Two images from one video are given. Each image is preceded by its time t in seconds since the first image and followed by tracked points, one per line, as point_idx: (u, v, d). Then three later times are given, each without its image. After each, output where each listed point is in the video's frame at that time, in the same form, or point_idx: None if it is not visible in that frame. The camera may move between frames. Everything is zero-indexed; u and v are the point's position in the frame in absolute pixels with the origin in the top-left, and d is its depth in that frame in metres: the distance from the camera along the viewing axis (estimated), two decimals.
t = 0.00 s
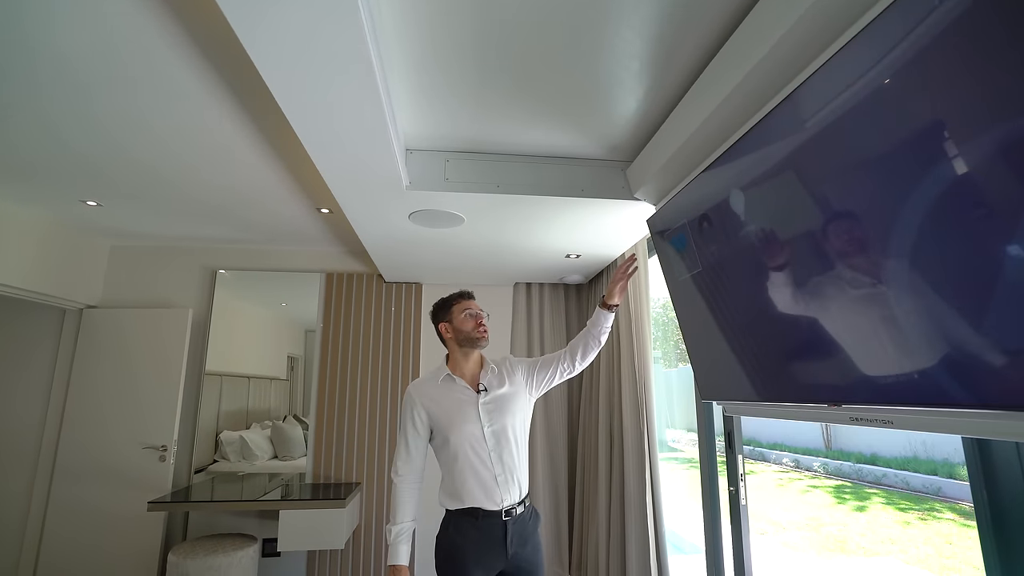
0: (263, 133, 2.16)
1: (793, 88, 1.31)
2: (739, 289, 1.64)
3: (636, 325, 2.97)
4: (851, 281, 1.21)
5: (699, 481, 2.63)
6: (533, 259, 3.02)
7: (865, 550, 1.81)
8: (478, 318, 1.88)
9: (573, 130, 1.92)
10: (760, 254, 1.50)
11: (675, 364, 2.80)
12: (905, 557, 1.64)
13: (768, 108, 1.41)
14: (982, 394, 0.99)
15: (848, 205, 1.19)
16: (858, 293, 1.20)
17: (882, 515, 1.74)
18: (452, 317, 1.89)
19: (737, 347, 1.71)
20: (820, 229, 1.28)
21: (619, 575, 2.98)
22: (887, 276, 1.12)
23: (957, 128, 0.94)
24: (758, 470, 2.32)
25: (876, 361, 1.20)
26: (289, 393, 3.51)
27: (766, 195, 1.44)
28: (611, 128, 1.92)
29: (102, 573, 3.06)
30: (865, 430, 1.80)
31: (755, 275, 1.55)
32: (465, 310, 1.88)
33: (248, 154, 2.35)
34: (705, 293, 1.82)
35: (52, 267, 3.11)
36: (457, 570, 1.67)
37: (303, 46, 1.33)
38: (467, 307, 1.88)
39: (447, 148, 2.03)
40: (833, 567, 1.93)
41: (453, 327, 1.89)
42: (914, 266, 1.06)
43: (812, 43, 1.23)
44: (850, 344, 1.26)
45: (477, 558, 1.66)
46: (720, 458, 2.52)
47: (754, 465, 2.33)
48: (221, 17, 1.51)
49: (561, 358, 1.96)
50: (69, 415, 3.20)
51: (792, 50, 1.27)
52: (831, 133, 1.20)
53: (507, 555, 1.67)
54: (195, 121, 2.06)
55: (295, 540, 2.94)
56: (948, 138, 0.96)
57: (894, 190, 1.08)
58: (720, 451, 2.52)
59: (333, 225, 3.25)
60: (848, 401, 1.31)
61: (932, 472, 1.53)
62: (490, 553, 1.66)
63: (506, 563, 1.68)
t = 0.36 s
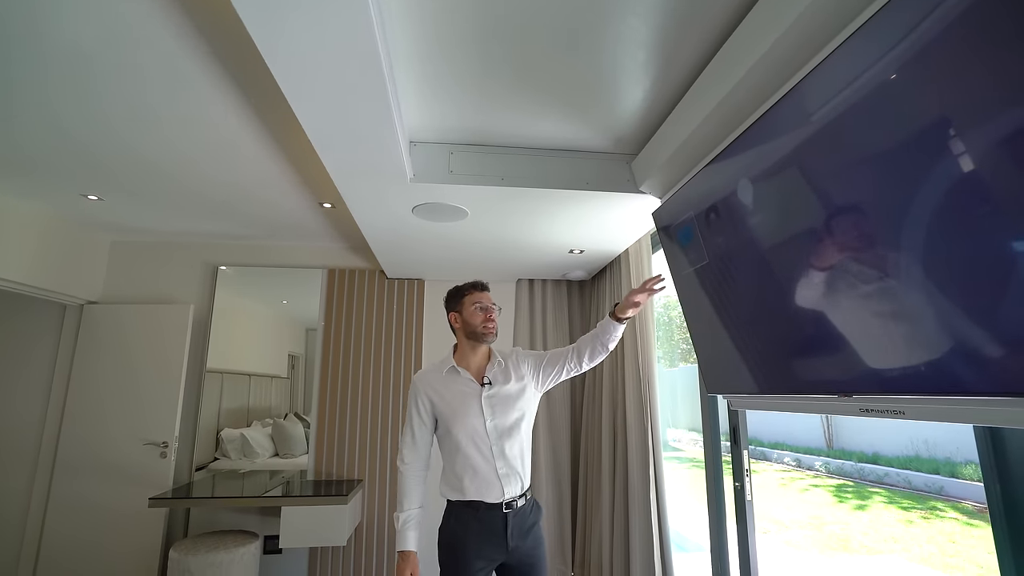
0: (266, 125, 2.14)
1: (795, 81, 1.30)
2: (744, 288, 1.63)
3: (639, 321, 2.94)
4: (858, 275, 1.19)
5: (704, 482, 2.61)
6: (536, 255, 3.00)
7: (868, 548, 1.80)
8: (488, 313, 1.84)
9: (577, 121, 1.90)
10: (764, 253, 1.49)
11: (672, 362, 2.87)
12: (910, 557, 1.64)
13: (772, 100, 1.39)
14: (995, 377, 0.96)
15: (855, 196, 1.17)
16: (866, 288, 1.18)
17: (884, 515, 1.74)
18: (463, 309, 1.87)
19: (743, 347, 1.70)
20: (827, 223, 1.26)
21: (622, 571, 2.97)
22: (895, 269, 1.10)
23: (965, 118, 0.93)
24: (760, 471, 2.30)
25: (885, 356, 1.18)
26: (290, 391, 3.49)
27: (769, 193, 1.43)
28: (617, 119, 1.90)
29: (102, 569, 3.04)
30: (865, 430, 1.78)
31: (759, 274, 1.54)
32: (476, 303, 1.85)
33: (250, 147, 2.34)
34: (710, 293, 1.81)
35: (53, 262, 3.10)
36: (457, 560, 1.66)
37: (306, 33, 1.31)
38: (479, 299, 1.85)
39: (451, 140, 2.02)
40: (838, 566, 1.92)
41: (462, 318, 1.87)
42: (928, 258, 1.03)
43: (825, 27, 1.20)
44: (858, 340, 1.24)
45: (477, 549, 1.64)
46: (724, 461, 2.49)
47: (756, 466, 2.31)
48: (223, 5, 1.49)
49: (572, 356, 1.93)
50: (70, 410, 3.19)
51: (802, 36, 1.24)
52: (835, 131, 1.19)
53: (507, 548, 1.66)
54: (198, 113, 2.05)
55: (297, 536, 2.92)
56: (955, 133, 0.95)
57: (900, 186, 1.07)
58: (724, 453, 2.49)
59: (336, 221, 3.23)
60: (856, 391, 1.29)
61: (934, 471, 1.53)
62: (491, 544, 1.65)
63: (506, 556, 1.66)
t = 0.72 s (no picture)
0: (268, 116, 2.13)
1: (800, 70, 1.28)
2: (750, 284, 1.61)
3: (643, 319, 2.89)
4: (874, 267, 1.16)
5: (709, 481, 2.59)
6: (539, 249, 2.98)
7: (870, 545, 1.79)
8: (489, 307, 1.82)
9: (581, 111, 1.88)
10: (772, 243, 1.47)
11: (674, 361, 2.87)
12: (911, 553, 1.64)
13: (775, 92, 1.39)
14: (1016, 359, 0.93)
15: (870, 186, 1.13)
16: (881, 280, 1.14)
17: (886, 512, 1.73)
18: (463, 303, 1.84)
19: (749, 344, 1.68)
20: (840, 213, 1.22)
21: (625, 567, 2.96)
22: (912, 260, 1.06)
23: (970, 112, 0.92)
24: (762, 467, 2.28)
25: (899, 349, 1.15)
26: (291, 388, 3.48)
27: (774, 190, 1.42)
28: (622, 110, 1.88)
29: (102, 565, 3.03)
30: (865, 429, 1.78)
31: (767, 265, 1.52)
32: (477, 297, 1.82)
33: (252, 140, 2.32)
34: (716, 291, 1.80)
35: (54, 257, 3.09)
36: (459, 556, 1.62)
37: (309, 19, 1.29)
38: (479, 295, 1.82)
39: (456, 131, 2.00)
40: (837, 563, 1.92)
41: (463, 312, 1.84)
42: (943, 249, 1.00)
43: (836, 14, 1.18)
44: (871, 333, 1.21)
45: (481, 541, 1.62)
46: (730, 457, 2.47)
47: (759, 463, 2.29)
48: None
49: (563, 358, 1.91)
50: (70, 405, 3.17)
51: (812, 22, 1.21)
52: (839, 126, 1.18)
53: (510, 537, 1.65)
54: (199, 103, 2.03)
55: (298, 532, 2.90)
56: (959, 128, 0.94)
57: (905, 181, 1.06)
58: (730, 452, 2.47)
59: (337, 216, 3.22)
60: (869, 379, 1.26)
61: (935, 469, 1.53)
62: (493, 535, 1.64)
63: (509, 545, 1.66)
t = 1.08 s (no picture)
0: (267, 110, 2.11)
1: (805, 59, 1.26)
2: (750, 282, 1.61)
3: (644, 316, 2.87)
4: (850, 274, 1.22)
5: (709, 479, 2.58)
6: (539, 245, 2.97)
7: (871, 543, 1.77)
8: (529, 301, 1.84)
9: (582, 103, 1.87)
10: (773, 235, 1.46)
11: (674, 361, 2.87)
12: (911, 551, 1.63)
13: (780, 82, 1.37)
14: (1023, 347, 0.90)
15: (843, 197, 1.20)
16: (856, 287, 1.21)
17: (886, 510, 1.72)
18: (504, 294, 1.84)
19: (750, 341, 1.68)
20: (817, 223, 1.30)
21: (625, 564, 2.95)
22: (884, 268, 1.13)
23: (970, 108, 0.91)
24: (762, 467, 2.28)
25: (880, 351, 1.20)
26: (290, 385, 3.47)
27: (776, 185, 1.41)
28: (623, 103, 1.87)
29: (101, 561, 3.01)
30: (865, 428, 1.77)
31: (765, 260, 1.52)
32: (519, 290, 1.83)
33: (251, 134, 2.31)
34: (717, 289, 1.79)
35: (52, 253, 3.07)
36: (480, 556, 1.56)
37: (306, 10, 1.27)
38: (521, 288, 1.83)
39: (456, 125, 1.99)
40: (837, 561, 1.91)
41: (502, 304, 1.84)
42: (910, 257, 1.06)
43: (838, 3, 1.16)
44: (852, 335, 1.26)
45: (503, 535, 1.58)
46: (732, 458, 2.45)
47: (758, 463, 2.29)
48: None
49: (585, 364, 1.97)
50: (69, 402, 3.16)
51: (816, 10, 1.19)
52: (841, 121, 1.17)
53: (529, 529, 1.63)
54: (198, 97, 2.02)
55: (296, 530, 2.89)
56: (960, 126, 0.93)
57: (905, 176, 1.05)
58: (731, 451, 2.46)
59: (337, 212, 3.21)
60: (871, 371, 1.25)
61: (934, 468, 1.52)
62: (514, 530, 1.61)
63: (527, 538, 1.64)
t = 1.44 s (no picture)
0: (264, 105, 2.09)
1: (805, 51, 1.25)
2: (749, 280, 1.60)
3: (643, 314, 2.85)
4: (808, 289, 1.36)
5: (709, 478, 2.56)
6: (538, 242, 2.96)
7: (872, 542, 1.77)
8: (559, 298, 1.96)
9: (581, 98, 1.86)
10: (769, 232, 1.46)
11: (673, 361, 2.85)
12: (911, 550, 1.62)
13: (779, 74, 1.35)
14: None
15: (801, 220, 1.33)
16: (813, 302, 1.35)
17: (885, 509, 1.71)
18: (536, 295, 1.97)
19: (750, 337, 1.66)
20: (786, 237, 1.40)
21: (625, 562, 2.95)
22: (837, 286, 1.25)
23: (970, 102, 0.90)
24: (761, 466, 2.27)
25: (839, 360, 1.33)
26: (289, 385, 3.45)
27: (775, 179, 1.40)
28: (622, 98, 1.86)
29: (98, 560, 3.00)
30: (864, 427, 1.76)
31: (760, 257, 1.53)
32: (549, 289, 1.95)
33: (248, 130, 2.29)
34: (717, 287, 1.78)
35: (48, 250, 3.06)
36: (520, 536, 1.78)
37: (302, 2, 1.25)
38: (551, 286, 1.94)
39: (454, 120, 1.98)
40: (838, 560, 1.90)
41: (538, 305, 1.98)
42: (861, 276, 1.18)
43: None
44: (816, 343, 1.39)
45: (544, 526, 1.79)
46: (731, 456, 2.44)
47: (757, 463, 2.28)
48: None
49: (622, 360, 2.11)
50: (65, 400, 3.14)
51: (813, 3, 1.18)
52: (840, 118, 1.16)
53: (569, 522, 1.82)
54: (195, 94, 2.01)
55: (294, 529, 2.88)
56: (959, 124, 0.92)
57: (904, 172, 1.04)
58: (730, 449, 2.45)
59: (334, 209, 3.19)
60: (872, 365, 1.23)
61: (934, 467, 1.51)
62: (557, 517, 1.80)
63: (568, 531, 1.82)
